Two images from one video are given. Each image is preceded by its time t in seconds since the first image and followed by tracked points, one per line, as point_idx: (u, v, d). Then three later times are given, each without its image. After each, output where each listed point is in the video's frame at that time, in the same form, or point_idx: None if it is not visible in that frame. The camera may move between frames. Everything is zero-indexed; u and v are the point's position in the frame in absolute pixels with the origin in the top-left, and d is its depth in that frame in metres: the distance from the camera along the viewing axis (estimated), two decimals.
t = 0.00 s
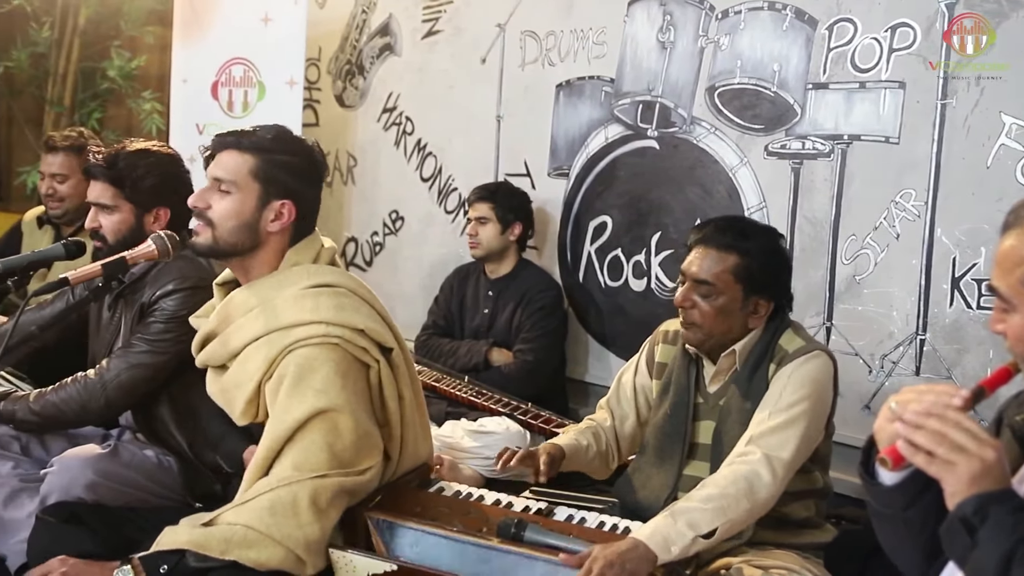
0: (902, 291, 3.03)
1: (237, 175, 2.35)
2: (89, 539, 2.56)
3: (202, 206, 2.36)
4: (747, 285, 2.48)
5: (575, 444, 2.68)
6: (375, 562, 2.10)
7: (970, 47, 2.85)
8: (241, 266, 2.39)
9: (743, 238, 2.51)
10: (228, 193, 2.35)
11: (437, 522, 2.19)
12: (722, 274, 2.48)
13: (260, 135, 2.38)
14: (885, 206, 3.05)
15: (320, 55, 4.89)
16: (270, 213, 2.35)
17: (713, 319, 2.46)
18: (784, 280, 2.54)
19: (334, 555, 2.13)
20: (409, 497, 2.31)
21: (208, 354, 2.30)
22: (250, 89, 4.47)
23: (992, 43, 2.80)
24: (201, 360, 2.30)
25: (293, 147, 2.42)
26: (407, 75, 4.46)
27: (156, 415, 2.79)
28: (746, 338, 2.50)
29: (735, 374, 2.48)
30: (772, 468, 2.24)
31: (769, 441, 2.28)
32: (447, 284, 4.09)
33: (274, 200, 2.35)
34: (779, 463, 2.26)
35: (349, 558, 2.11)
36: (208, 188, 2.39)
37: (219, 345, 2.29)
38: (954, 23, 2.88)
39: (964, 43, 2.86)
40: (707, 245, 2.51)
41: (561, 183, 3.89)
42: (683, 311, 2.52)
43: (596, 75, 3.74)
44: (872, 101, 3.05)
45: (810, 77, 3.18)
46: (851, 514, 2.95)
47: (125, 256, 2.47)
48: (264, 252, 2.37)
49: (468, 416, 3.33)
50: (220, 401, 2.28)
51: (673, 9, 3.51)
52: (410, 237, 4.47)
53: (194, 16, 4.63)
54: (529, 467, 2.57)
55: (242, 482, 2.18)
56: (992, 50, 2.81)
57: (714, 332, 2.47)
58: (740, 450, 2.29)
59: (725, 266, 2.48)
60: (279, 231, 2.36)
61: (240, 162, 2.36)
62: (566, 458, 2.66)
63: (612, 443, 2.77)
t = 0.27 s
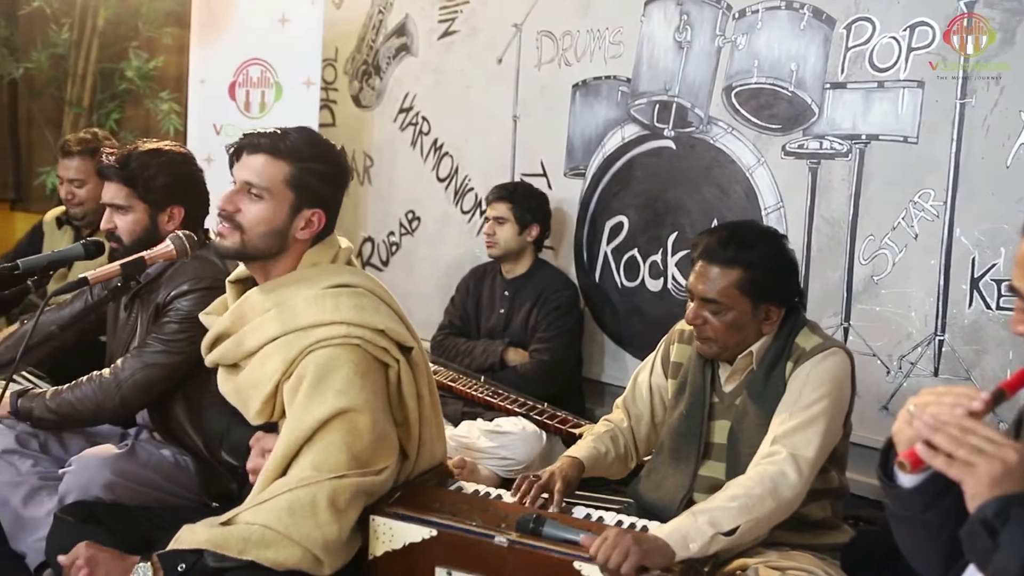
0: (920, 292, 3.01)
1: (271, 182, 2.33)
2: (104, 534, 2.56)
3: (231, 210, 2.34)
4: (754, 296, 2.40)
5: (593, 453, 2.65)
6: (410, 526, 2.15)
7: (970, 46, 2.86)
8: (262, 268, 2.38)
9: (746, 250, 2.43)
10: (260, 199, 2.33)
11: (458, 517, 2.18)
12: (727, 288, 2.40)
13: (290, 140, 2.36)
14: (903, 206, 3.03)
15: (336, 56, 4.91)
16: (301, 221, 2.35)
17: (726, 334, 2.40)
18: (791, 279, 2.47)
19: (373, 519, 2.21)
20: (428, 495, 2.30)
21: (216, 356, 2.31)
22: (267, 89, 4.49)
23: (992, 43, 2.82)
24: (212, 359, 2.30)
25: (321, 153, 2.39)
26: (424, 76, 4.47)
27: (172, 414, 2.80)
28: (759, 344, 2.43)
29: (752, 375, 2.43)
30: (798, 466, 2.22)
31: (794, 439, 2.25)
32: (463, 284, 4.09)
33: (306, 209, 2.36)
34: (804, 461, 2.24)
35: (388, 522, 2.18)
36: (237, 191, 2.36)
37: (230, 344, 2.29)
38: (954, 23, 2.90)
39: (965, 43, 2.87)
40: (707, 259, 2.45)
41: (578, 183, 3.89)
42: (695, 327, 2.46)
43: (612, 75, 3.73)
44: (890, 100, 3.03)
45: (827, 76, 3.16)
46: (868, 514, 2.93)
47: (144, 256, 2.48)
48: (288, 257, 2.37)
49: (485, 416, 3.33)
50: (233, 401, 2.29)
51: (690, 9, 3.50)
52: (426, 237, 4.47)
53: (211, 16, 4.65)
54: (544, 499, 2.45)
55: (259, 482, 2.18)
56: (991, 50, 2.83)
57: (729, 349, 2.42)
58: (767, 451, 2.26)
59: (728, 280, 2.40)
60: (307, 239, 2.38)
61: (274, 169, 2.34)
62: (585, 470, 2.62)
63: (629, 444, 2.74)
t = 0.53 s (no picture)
0: (937, 293, 2.99)
1: (290, 195, 2.31)
2: (125, 535, 2.59)
3: (251, 223, 2.32)
4: (775, 290, 2.38)
5: (604, 452, 2.60)
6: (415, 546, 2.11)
7: (970, 46, 2.88)
8: (280, 278, 2.38)
9: (769, 243, 2.41)
10: (279, 212, 2.31)
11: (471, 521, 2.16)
12: (749, 281, 2.38)
13: (306, 149, 2.33)
14: (921, 206, 3.02)
15: (352, 56, 4.92)
16: (320, 230, 2.35)
17: (745, 327, 2.38)
18: (813, 279, 2.44)
19: (375, 539, 2.16)
20: (444, 498, 2.31)
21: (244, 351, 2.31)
22: (283, 89, 4.50)
23: (991, 43, 2.84)
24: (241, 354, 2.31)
25: (338, 163, 2.37)
26: (439, 76, 4.47)
27: (188, 415, 2.84)
28: (777, 339, 2.40)
29: (768, 375, 2.39)
30: (812, 467, 2.18)
31: (807, 442, 2.21)
32: (478, 285, 4.10)
33: (324, 218, 2.35)
34: (817, 464, 2.19)
35: (391, 542, 2.13)
36: (255, 205, 2.33)
37: (249, 346, 2.30)
38: (955, 23, 2.91)
39: (965, 43, 2.89)
40: (731, 251, 2.43)
41: (593, 183, 3.89)
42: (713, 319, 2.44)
43: (627, 75, 3.73)
44: (907, 100, 3.02)
45: (844, 76, 3.15)
46: (885, 516, 2.92)
47: (161, 256, 2.48)
48: (308, 266, 2.37)
49: (500, 416, 3.34)
50: (251, 398, 2.29)
51: (705, 9, 3.49)
52: (441, 237, 4.48)
53: (228, 17, 4.66)
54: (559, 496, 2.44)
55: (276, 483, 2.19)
56: (992, 50, 2.84)
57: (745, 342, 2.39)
58: (779, 453, 2.22)
59: (750, 273, 2.38)
60: (326, 248, 2.37)
61: (293, 181, 2.31)
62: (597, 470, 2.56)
63: (643, 444, 2.68)
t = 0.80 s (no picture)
0: (951, 293, 2.98)
1: (296, 189, 2.31)
2: (139, 534, 2.60)
3: (257, 219, 2.31)
4: (791, 288, 2.34)
5: (615, 456, 2.57)
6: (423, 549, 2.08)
7: (970, 47, 2.90)
8: (287, 273, 2.37)
9: (789, 241, 2.37)
10: (285, 206, 2.30)
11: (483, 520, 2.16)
12: (765, 278, 2.35)
13: (309, 144, 2.33)
14: (934, 206, 3.01)
15: (364, 56, 4.93)
16: (326, 223, 2.34)
17: (758, 323, 2.34)
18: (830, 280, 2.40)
19: (383, 543, 2.13)
20: (456, 496, 2.30)
21: (259, 348, 2.29)
22: (295, 90, 4.51)
23: (992, 43, 2.85)
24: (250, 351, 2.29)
25: (341, 158, 2.37)
26: (451, 76, 4.48)
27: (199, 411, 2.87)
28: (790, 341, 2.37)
29: (782, 376, 2.35)
30: (823, 468, 2.15)
31: (819, 442, 2.18)
32: (489, 285, 4.10)
33: (330, 211, 2.34)
34: (828, 465, 2.16)
35: (399, 548, 2.10)
36: (260, 201, 2.33)
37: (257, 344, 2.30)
38: (954, 23, 2.93)
39: (965, 44, 2.91)
40: (749, 247, 2.39)
41: (605, 183, 3.88)
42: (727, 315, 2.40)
43: (639, 74, 3.72)
44: (920, 99, 3.00)
45: (857, 75, 3.14)
46: (898, 517, 2.90)
47: (175, 256, 2.48)
48: (313, 260, 2.36)
49: (512, 416, 3.34)
50: (263, 394, 2.28)
51: (718, 8, 3.48)
52: (453, 237, 4.48)
53: (240, 17, 4.67)
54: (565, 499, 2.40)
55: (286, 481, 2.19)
56: (993, 50, 2.85)
57: (758, 338, 2.34)
58: (790, 453, 2.20)
59: (767, 269, 2.35)
60: (332, 241, 2.36)
61: (297, 175, 2.31)
62: (607, 474, 2.54)
63: (655, 446, 2.65)
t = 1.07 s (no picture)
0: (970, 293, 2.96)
1: (304, 176, 2.31)
2: (157, 533, 2.62)
3: (267, 209, 2.30)
4: (802, 296, 2.30)
5: (635, 452, 2.56)
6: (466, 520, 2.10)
7: (970, 47, 2.91)
8: (297, 265, 2.36)
9: (796, 250, 2.33)
10: (294, 194, 2.30)
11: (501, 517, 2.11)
12: (774, 289, 2.31)
13: (315, 136, 2.34)
14: (953, 206, 2.99)
15: (380, 57, 4.94)
16: (333, 212, 2.34)
17: (772, 335, 2.30)
18: (840, 281, 2.37)
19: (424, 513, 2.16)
20: (473, 494, 2.26)
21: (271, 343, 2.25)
22: (312, 90, 4.53)
23: (992, 43, 2.87)
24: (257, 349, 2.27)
25: (347, 149, 2.39)
26: (467, 76, 4.48)
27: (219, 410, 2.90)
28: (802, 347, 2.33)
29: (797, 375, 2.32)
30: (847, 466, 2.12)
31: (842, 439, 2.15)
32: (505, 285, 4.10)
33: (338, 199, 2.34)
34: (853, 461, 2.13)
35: (439, 518, 2.13)
36: (269, 191, 2.33)
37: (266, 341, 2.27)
38: (954, 24, 2.95)
39: (965, 43, 2.92)
40: (756, 258, 2.35)
41: (620, 183, 3.88)
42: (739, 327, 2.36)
43: (655, 74, 3.72)
44: (939, 99, 2.98)
45: (874, 75, 3.13)
46: (915, 519, 2.87)
47: (194, 256, 2.48)
48: (324, 250, 2.35)
49: (528, 416, 3.34)
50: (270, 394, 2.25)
51: (734, 8, 3.47)
52: (469, 237, 4.48)
53: (257, 18, 4.69)
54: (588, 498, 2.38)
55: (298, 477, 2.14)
56: (991, 49, 2.87)
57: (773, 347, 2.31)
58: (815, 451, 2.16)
59: (776, 280, 2.31)
60: (342, 229, 2.36)
61: (305, 163, 2.32)
62: (628, 471, 2.52)
63: (672, 446, 2.65)
